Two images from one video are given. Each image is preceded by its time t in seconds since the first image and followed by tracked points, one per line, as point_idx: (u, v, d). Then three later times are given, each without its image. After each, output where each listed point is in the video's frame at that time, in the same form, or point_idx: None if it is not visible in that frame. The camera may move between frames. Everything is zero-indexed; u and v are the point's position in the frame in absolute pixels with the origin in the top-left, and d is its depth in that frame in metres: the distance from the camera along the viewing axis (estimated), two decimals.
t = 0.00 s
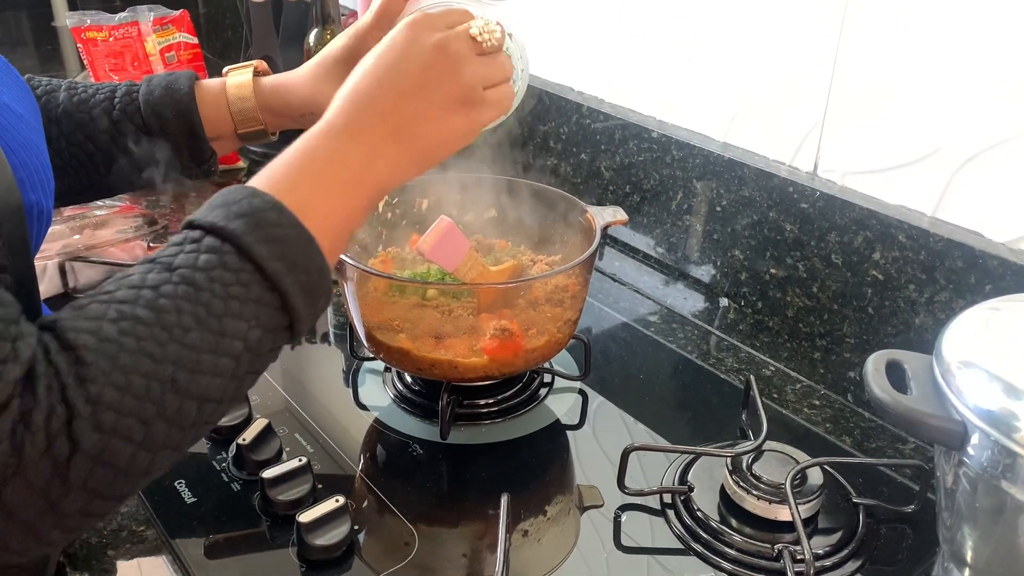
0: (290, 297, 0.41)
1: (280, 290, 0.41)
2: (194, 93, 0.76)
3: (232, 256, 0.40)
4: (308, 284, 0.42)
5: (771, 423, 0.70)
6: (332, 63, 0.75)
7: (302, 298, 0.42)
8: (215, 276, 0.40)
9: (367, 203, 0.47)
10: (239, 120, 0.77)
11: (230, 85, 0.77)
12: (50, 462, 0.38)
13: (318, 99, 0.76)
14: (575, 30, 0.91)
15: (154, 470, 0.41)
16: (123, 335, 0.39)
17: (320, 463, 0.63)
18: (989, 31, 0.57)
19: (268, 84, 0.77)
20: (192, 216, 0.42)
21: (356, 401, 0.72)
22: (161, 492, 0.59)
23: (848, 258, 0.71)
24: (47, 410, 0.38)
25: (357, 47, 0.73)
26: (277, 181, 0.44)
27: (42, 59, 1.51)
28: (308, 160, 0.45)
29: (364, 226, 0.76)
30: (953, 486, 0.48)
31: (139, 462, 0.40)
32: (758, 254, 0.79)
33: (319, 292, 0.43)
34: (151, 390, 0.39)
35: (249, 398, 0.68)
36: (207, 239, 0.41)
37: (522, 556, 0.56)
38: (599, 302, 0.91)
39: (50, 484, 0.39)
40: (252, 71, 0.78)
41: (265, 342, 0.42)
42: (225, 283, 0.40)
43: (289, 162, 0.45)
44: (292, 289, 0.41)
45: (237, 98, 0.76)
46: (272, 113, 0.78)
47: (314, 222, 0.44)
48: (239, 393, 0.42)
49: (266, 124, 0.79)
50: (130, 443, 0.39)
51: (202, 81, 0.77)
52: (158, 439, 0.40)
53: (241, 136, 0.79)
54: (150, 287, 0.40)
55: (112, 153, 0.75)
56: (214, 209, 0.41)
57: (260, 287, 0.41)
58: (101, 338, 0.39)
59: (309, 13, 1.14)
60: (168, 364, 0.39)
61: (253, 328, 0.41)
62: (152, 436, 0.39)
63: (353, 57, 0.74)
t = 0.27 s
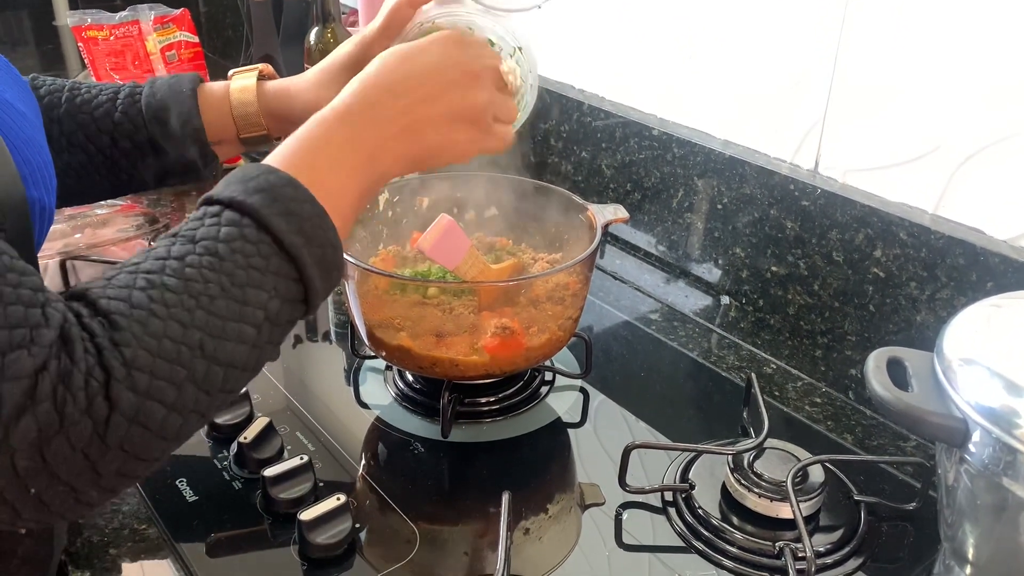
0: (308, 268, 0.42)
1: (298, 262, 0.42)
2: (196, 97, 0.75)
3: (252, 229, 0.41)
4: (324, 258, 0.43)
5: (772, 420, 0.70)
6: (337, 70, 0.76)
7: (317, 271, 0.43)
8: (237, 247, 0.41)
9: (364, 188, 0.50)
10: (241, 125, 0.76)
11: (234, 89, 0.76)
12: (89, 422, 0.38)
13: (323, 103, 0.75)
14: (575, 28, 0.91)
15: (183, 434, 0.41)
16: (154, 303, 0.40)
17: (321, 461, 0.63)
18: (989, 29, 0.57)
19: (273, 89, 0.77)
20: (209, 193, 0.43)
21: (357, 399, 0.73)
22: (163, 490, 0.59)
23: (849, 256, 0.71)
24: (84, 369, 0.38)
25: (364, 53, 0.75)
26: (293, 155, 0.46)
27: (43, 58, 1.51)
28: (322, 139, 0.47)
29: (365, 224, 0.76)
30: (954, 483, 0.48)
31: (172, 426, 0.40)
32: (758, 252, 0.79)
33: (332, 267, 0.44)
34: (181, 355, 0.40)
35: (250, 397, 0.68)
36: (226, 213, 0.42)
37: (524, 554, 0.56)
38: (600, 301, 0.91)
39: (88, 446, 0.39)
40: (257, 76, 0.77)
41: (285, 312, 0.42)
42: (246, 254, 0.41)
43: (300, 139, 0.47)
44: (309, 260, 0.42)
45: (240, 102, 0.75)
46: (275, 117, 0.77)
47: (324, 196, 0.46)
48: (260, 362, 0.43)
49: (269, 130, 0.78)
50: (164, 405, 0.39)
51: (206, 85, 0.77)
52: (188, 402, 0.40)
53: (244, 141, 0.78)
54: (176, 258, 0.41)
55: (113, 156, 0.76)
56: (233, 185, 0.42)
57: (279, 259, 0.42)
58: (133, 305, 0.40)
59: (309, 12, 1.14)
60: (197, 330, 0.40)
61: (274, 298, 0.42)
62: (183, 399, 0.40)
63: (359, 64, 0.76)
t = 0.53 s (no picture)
0: (316, 268, 0.43)
1: (306, 261, 0.43)
2: (194, 103, 0.76)
3: (264, 227, 0.42)
4: (331, 257, 0.44)
5: (773, 419, 0.70)
6: (334, 76, 0.77)
7: (324, 270, 0.43)
8: (248, 245, 0.41)
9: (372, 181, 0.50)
10: (240, 130, 0.78)
11: (231, 96, 0.77)
12: (89, 421, 0.39)
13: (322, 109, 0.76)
14: (575, 27, 0.91)
15: (184, 432, 0.42)
16: (159, 302, 0.40)
17: (321, 460, 0.63)
18: (988, 29, 0.57)
19: (270, 96, 0.78)
20: (222, 185, 0.43)
21: (358, 398, 0.73)
22: (164, 489, 0.59)
23: (850, 254, 0.71)
24: (86, 369, 0.39)
25: (362, 60, 0.76)
26: (304, 147, 0.47)
27: (44, 58, 1.52)
28: (334, 132, 0.48)
29: (366, 223, 0.76)
30: (954, 482, 0.48)
31: (173, 424, 0.41)
32: (759, 250, 0.79)
33: (340, 265, 0.44)
34: (184, 354, 0.40)
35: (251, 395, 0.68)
36: (238, 207, 0.42)
37: (524, 552, 0.56)
38: (601, 299, 0.91)
39: (89, 443, 0.39)
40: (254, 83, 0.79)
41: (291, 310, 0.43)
42: (257, 253, 0.41)
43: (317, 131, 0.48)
44: (317, 259, 0.43)
45: (238, 109, 0.77)
46: (272, 124, 0.79)
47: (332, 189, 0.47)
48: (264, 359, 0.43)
49: (266, 136, 0.79)
50: (165, 404, 0.40)
51: (204, 91, 0.78)
52: (190, 401, 0.41)
53: (241, 147, 0.80)
54: (183, 255, 0.41)
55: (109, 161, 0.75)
56: (247, 177, 0.43)
57: (288, 259, 0.42)
58: (137, 304, 0.40)
59: (309, 11, 1.14)
60: (202, 330, 0.40)
61: (280, 297, 0.42)
62: (185, 398, 0.40)
63: (357, 71, 0.77)
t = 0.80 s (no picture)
0: (306, 274, 0.43)
1: (298, 267, 0.43)
2: (195, 98, 0.76)
3: (250, 235, 0.41)
4: (324, 263, 0.43)
5: (773, 419, 0.70)
6: (334, 70, 0.78)
7: (316, 274, 0.43)
8: (233, 255, 0.41)
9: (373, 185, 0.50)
10: (240, 125, 0.77)
11: (231, 91, 0.77)
12: (60, 443, 0.38)
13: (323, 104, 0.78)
14: (575, 26, 0.91)
15: (163, 447, 0.41)
16: (134, 319, 0.39)
17: (321, 459, 0.63)
18: (989, 28, 0.57)
19: (270, 90, 0.79)
20: (210, 190, 0.43)
21: (357, 398, 0.73)
22: (163, 488, 0.59)
23: (851, 254, 0.70)
24: (57, 390, 0.38)
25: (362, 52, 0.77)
26: (299, 151, 0.46)
27: (44, 57, 1.52)
28: (331, 136, 0.47)
29: (366, 223, 0.76)
30: (954, 482, 0.48)
31: (150, 442, 0.40)
32: (759, 250, 0.79)
33: (333, 269, 0.44)
34: (161, 373, 0.40)
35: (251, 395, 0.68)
36: (225, 213, 0.42)
37: (523, 552, 0.56)
38: (601, 299, 0.91)
39: (60, 465, 0.39)
40: (253, 78, 0.80)
41: (278, 318, 0.43)
42: (243, 263, 0.41)
43: (316, 123, 0.48)
44: (308, 267, 0.43)
45: (239, 103, 0.77)
46: (273, 118, 0.79)
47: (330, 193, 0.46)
48: (248, 369, 0.43)
49: (266, 130, 0.80)
50: (140, 424, 0.40)
51: (203, 87, 0.78)
52: (169, 418, 0.40)
53: (241, 142, 0.79)
54: (163, 267, 0.41)
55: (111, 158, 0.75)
56: (235, 181, 0.42)
57: (276, 266, 0.42)
58: (112, 321, 0.39)
59: (310, 10, 1.14)
60: (180, 347, 0.40)
61: (267, 307, 0.42)
62: (163, 416, 0.40)
63: (356, 63, 0.77)
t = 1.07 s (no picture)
0: (289, 316, 0.42)
1: (281, 307, 0.42)
2: (195, 91, 0.76)
3: (233, 272, 0.41)
4: (308, 304, 0.43)
5: (775, 420, 0.70)
6: (331, 54, 0.76)
7: (301, 318, 0.43)
8: (215, 292, 0.41)
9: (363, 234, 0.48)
10: (240, 115, 0.78)
11: (230, 82, 0.78)
12: (32, 471, 0.38)
13: (321, 90, 0.76)
14: (578, 27, 0.91)
15: (139, 484, 0.41)
16: (118, 347, 0.40)
17: (324, 459, 0.64)
18: (991, 30, 0.57)
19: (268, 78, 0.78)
20: (197, 231, 0.43)
21: (360, 398, 0.73)
22: (167, 488, 0.60)
23: (852, 256, 0.71)
24: (32, 417, 0.38)
25: (358, 35, 0.74)
26: (285, 197, 0.45)
27: (48, 58, 1.52)
28: (320, 182, 0.46)
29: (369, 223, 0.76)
30: (955, 482, 0.48)
31: (125, 476, 0.40)
32: (761, 252, 0.79)
33: (319, 312, 0.43)
34: (140, 404, 0.39)
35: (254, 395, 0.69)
36: (209, 253, 0.41)
37: (525, 552, 0.56)
38: (603, 300, 0.91)
39: (32, 493, 0.39)
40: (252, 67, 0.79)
41: (261, 359, 0.42)
42: (224, 300, 0.41)
43: (297, 179, 0.46)
44: (292, 306, 0.42)
45: (238, 94, 0.77)
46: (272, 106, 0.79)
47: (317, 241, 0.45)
48: (229, 410, 0.43)
49: (267, 118, 0.80)
50: (116, 456, 0.39)
51: (202, 80, 0.78)
52: (146, 452, 0.40)
53: (243, 131, 0.80)
54: (148, 300, 0.41)
55: (115, 153, 0.75)
56: (219, 224, 0.42)
57: (259, 305, 0.42)
58: (95, 348, 0.39)
59: (313, 12, 1.14)
60: (161, 378, 0.40)
61: (250, 346, 0.41)
62: (140, 449, 0.40)
63: (354, 47, 0.76)
